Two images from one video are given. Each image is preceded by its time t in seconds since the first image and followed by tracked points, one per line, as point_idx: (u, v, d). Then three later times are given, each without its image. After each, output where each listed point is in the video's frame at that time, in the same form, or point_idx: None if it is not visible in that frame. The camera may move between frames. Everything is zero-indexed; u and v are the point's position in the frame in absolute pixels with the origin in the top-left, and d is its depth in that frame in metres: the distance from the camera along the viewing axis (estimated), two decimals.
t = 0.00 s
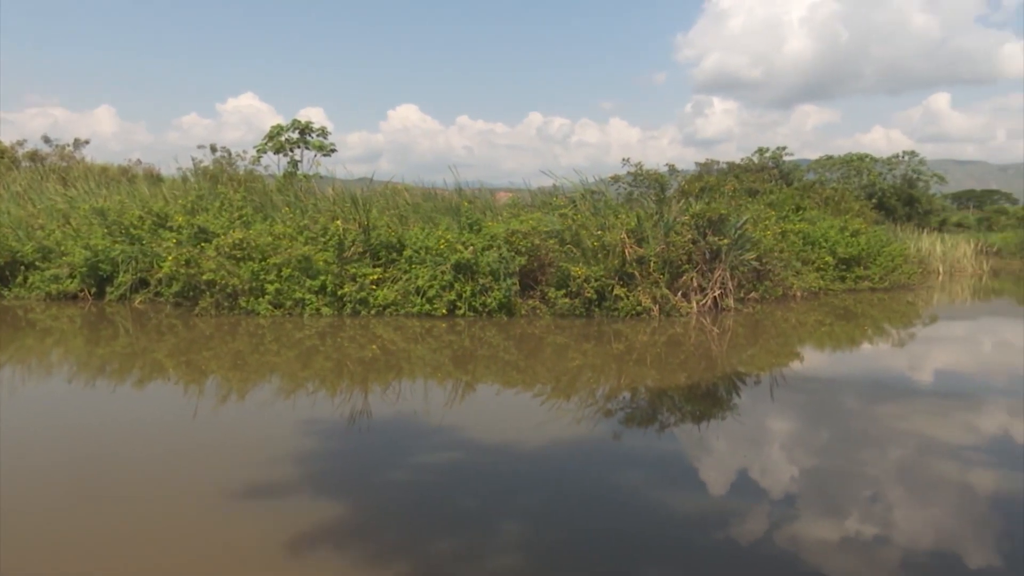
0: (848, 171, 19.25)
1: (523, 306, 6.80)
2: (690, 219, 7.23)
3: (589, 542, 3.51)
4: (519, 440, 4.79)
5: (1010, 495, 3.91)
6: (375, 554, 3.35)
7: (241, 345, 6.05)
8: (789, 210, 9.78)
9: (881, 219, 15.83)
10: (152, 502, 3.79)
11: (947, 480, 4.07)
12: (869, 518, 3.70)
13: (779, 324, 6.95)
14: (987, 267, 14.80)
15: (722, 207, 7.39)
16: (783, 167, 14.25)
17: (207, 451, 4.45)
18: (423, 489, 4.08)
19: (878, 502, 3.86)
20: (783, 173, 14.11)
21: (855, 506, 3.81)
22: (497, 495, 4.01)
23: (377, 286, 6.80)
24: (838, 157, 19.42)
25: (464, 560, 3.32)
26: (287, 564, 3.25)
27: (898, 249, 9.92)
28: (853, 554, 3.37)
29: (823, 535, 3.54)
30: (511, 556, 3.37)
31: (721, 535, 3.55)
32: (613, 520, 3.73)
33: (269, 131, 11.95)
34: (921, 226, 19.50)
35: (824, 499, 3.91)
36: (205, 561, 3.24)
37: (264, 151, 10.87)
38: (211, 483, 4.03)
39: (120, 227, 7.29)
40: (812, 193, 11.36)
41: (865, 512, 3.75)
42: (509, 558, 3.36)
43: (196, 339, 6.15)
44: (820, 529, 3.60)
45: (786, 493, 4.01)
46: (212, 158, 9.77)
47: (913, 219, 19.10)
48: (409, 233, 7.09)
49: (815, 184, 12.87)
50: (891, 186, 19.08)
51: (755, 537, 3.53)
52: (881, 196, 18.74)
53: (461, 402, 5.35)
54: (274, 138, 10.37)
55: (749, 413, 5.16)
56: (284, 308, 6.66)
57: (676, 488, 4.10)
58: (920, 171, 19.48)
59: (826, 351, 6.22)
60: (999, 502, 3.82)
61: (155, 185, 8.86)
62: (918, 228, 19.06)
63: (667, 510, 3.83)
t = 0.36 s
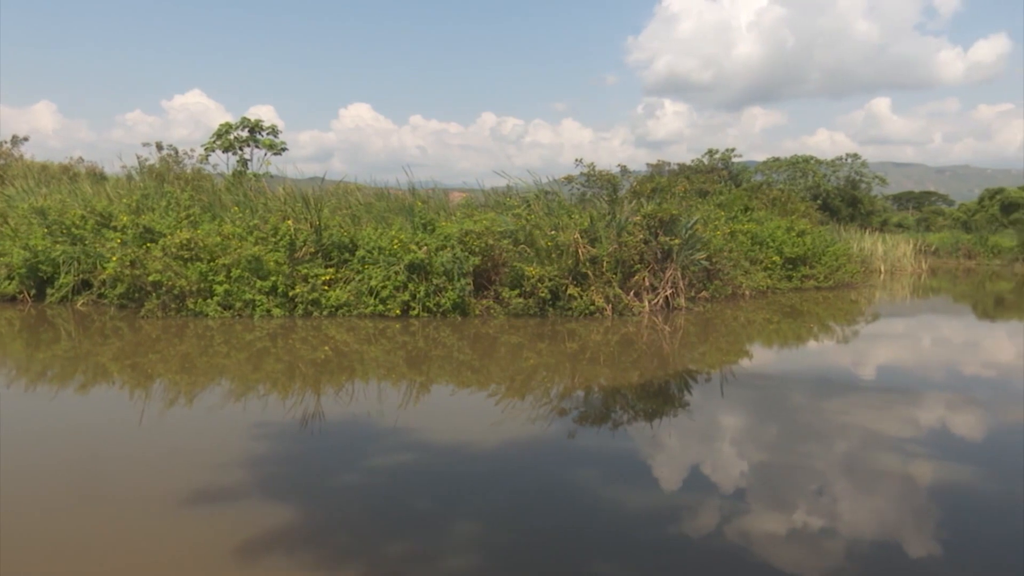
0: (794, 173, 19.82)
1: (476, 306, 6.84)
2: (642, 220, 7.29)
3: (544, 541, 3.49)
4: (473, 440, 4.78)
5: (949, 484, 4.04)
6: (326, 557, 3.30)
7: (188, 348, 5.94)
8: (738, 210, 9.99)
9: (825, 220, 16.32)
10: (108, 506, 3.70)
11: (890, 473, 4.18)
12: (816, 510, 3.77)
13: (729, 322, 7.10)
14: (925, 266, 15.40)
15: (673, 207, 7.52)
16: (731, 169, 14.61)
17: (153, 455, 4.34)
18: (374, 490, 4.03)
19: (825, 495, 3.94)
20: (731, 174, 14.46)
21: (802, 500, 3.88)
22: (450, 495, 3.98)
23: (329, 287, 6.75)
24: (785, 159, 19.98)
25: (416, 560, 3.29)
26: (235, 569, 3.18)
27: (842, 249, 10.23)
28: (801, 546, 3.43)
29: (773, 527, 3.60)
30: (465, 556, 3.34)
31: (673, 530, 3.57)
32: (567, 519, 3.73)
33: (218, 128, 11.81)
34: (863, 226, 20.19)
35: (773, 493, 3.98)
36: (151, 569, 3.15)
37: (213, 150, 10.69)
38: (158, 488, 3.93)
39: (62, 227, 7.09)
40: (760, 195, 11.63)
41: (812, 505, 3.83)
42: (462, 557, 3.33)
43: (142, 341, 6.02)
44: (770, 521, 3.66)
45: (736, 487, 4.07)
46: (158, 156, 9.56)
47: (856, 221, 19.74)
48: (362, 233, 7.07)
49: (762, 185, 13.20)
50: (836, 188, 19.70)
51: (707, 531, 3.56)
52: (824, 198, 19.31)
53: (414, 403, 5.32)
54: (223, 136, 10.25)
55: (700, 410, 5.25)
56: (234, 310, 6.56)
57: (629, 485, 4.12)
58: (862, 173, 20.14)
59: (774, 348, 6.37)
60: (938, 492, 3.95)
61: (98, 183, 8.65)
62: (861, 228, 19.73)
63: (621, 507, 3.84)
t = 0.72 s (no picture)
0: (747, 174, 20.24)
1: (435, 306, 6.81)
2: (599, 219, 7.46)
3: (505, 542, 3.47)
4: (431, 440, 4.75)
5: (896, 478, 4.16)
6: (282, 561, 3.24)
7: (140, 351, 5.80)
8: (693, 210, 10.14)
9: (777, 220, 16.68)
10: (55, 513, 3.59)
11: (841, 468, 4.28)
12: (770, 505, 3.84)
13: (685, 321, 7.21)
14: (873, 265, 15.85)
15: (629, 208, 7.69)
16: (687, 170, 14.82)
17: (102, 460, 4.22)
18: (331, 492, 3.97)
19: (778, 491, 4.01)
20: (687, 175, 14.70)
21: (757, 496, 3.95)
22: (409, 496, 3.94)
23: (285, 287, 6.69)
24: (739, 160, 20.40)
25: (374, 563, 3.25)
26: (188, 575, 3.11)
27: (794, 249, 10.48)
28: (756, 540, 3.49)
29: (728, 523, 3.65)
30: (424, 557, 3.31)
31: (632, 528, 3.59)
32: (527, 518, 3.72)
33: (170, 126, 11.59)
34: (814, 226, 20.70)
35: (729, 490, 4.04)
36: None
37: (163, 148, 10.45)
38: (108, 494, 3.82)
39: (6, 226, 6.88)
40: (714, 195, 11.83)
41: (767, 500, 3.90)
42: (421, 558, 3.30)
43: (91, 344, 5.86)
44: (726, 518, 3.70)
45: (693, 484, 4.12)
46: (107, 155, 9.35)
47: (807, 220, 20.26)
48: (319, 233, 7.01)
49: (716, 186, 13.44)
50: (788, 189, 20.21)
51: (665, 528, 3.59)
52: (777, 198, 19.79)
53: (373, 403, 5.28)
54: (175, 134, 10.06)
55: (657, 408, 5.31)
56: (187, 311, 6.45)
57: (588, 483, 4.14)
58: (813, 174, 20.70)
59: (729, 346, 6.49)
60: (886, 485, 4.05)
61: (43, 182, 8.42)
62: (812, 228, 20.24)
63: (581, 505, 3.85)
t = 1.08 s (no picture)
0: (699, 175, 20.63)
1: (390, 306, 6.80)
2: (554, 220, 7.55)
3: (461, 542, 3.45)
4: (386, 441, 4.71)
5: (843, 471, 4.27)
6: (233, 567, 3.17)
7: (85, 354, 5.64)
8: (647, 211, 10.29)
9: (728, 220, 17.04)
10: None
11: (791, 463, 4.37)
12: (722, 500, 3.90)
13: (639, 320, 7.31)
14: (819, 264, 16.29)
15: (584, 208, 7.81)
16: (640, 170, 15.05)
17: (44, 468, 4.07)
18: (284, 495, 3.89)
19: (730, 486, 4.08)
20: (640, 176, 14.92)
21: (710, 491, 4.01)
22: (363, 497, 3.89)
23: (236, 289, 6.59)
24: (691, 162, 20.77)
25: (328, 566, 3.19)
26: None
27: (743, 249, 10.72)
28: (710, 535, 3.53)
29: (682, 519, 3.69)
30: (378, 558, 3.26)
31: (588, 526, 3.61)
32: (484, 517, 3.70)
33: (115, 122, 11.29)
34: (764, 226, 21.22)
35: (682, 486, 4.09)
36: None
37: (108, 145, 10.17)
38: (50, 502, 3.69)
39: None
40: (667, 196, 12.02)
41: (719, 496, 3.96)
42: (377, 560, 3.26)
43: (32, 348, 5.67)
44: (680, 513, 3.75)
45: (648, 481, 4.16)
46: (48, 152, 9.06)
47: (757, 220, 20.72)
48: (271, 233, 6.92)
49: (668, 187, 13.69)
50: (738, 190, 20.67)
51: (620, 525, 3.61)
52: (728, 200, 20.21)
53: (327, 405, 5.22)
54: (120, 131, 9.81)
55: (612, 407, 5.36)
56: (134, 314, 6.33)
57: (544, 482, 4.15)
58: (762, 176, 21.21)
59: (681, 345, 6.59)
60: (834, 479, 4.16)
61: None
62: (762, 228, 20.74)
63: (537, 504, 3.85)
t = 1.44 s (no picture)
0: (654, 176, 20.96)
1: (345, 307, 6.75)
2: (511, 220, 7.59)
3: (418, 543, 3.42)
4: (340, 443, 4.65)
5: (793, 465, 4.37)
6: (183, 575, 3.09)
7: (27, 359, 5.44)
8: (602, 211, 10.40)
9: (682, 220, 17.34)
10: None
11: (744, 459, 4.45)
12: (677, 496, 3.95)
13: (595, 319, 7.38)
14: (770, 263, 16.70)
15: (540, 208, 7.87)
16: (596, 171, 15.27)
17: None
18: (237, 500, 3.81)
19: (685, 482, 4.14)
20: (596, 176, 15.10)
21: (665, 488, 4.06)
22: (319, 500, 3.83)
23: (187, 290, 6.46)
24: (646, 163, 21.08)
25: (282, 571, 3.14)
26: None
27: (697, 249, 10.91)
28: (665, 530, 3.57)
29: (638, 515, 3.73)
30: (333, 562, 3.22)
31: (545, 524, 3.61)
32: (442, 517, 3.68)
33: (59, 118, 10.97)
34: (717, 226, 21.66)
35: (638, 482, 4.14)
36: None
37: (50, 142, 9.84)
38: None
39: None
40: (622, 197, 12.16)
41: (674, 492, 4.01)
42: (332, 563, 3.21)
43: None
44: (637, 510, 3.78)
45: (604, 479, 4.20)
46: None
47: (710, 221, 21.16)
48: (223, 233, 6.79)
49: (623, 187, 13.88)
50: (691, 191, 21.07)
51: (577, 523, 3.63)
52: (682, 201, 20.58)
53: (281, 408, 5.14)
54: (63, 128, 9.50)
55: (569, 406, 5.39)
56: (79, 316, 6.17)
57: (501, 482, 4.14)
58: (715, 177, 21.65)
59: (637, 344, 6.67)
60: (785, 473, 4.25)
61: None
62: (714, 228, 21.18)
63: (495, 504, 3.85)
